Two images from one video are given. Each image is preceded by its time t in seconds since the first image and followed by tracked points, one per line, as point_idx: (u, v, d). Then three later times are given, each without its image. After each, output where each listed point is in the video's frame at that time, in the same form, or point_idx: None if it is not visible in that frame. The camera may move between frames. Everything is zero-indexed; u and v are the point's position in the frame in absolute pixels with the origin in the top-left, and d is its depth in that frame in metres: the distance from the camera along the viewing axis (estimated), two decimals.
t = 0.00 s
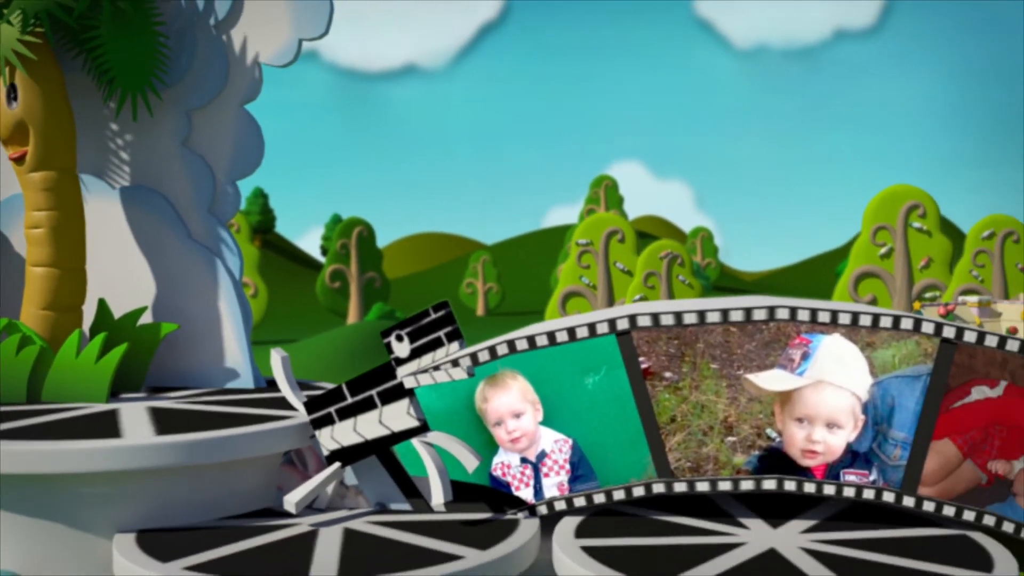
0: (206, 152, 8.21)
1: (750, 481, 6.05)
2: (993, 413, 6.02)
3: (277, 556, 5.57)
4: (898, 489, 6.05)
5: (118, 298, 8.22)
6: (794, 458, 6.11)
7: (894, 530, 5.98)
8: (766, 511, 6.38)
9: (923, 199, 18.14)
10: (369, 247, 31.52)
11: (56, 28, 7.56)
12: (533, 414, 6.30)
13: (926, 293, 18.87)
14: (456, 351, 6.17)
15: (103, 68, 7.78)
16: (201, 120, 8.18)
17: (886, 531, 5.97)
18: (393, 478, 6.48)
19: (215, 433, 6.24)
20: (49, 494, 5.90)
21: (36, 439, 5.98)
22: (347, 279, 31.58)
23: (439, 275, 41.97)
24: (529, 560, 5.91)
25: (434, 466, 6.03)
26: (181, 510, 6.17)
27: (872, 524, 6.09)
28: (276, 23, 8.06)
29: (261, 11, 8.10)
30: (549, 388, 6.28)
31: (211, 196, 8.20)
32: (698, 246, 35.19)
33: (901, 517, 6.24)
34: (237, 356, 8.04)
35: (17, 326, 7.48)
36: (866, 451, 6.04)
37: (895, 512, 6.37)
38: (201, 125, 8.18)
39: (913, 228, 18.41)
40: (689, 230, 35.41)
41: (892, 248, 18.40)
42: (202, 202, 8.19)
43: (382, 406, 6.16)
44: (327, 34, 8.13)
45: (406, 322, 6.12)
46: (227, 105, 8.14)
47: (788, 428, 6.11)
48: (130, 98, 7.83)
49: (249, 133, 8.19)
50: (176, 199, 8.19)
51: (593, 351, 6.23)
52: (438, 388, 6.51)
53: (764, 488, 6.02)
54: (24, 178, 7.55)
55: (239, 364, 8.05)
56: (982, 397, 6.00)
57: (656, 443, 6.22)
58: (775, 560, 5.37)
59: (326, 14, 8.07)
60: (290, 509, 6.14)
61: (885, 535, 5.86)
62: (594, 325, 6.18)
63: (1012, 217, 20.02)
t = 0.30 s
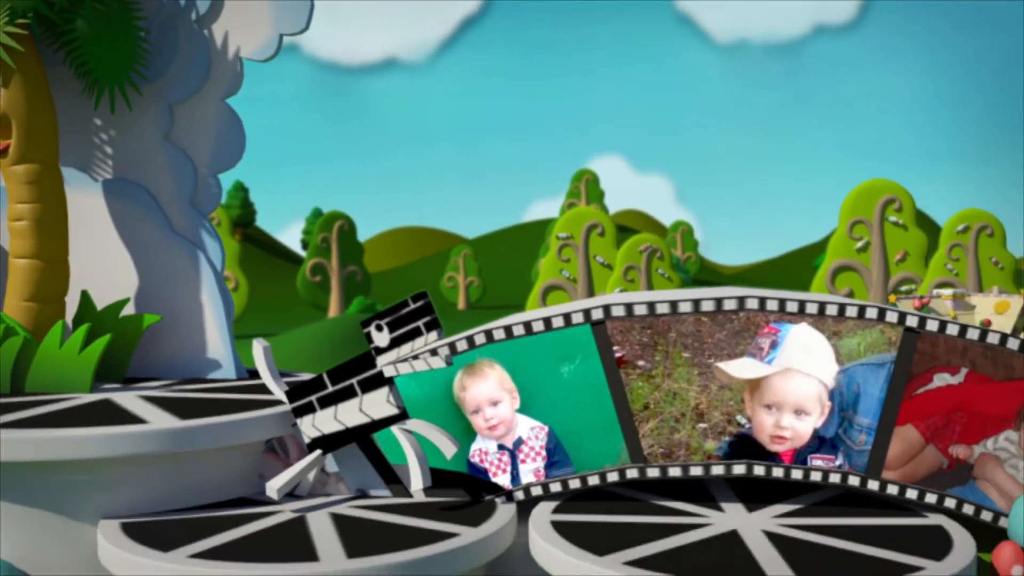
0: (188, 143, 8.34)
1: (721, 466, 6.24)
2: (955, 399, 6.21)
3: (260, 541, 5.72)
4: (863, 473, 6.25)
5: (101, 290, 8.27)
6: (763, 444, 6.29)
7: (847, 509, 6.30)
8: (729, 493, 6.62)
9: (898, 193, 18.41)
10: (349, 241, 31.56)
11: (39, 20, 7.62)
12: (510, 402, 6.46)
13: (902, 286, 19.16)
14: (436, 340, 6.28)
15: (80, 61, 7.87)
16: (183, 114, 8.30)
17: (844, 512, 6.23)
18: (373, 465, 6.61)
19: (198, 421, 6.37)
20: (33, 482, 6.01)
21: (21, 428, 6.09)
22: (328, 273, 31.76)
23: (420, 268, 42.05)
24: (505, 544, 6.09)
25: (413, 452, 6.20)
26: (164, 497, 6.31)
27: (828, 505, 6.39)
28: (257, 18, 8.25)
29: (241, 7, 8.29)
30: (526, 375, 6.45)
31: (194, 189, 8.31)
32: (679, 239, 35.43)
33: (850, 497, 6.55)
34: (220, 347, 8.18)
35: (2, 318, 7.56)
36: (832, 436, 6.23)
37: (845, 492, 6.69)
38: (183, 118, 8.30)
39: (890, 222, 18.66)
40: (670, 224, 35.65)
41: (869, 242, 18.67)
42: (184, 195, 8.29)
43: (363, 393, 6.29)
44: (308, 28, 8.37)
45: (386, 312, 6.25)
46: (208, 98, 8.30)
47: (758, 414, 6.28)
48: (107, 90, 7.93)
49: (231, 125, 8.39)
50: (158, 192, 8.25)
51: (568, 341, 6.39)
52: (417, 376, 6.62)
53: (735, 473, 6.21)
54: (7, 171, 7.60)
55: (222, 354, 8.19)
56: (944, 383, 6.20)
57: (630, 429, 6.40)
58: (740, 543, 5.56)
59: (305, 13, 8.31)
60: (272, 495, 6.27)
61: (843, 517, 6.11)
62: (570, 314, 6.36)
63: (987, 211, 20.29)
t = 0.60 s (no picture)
0: (168, 136, 8.48)
1: (692, 451, 6.44)
2: (917, 386, 6.48)
3: (246, 525, 5.88)
4: (829, 457, 6.47)
5: (83, 283, 8.35)
6: (732, 429, 6.50)
7: (810, 490, 6.50)
8: (704, 476, 6.82)
9: (870, 187, 18.76)
10: (326, 235, 31.60)
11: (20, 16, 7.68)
12: (488, 389, 6.63)
13: (873, 280, 19.50)
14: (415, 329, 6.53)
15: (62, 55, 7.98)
16: (163, 106, 8.43)
17: (808, 493, 6.45)
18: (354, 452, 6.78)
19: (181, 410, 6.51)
20: (20, 469, 6.13)
21: (7, 416, 6.20)
22: (305, 267, 31.73)
23: (398, 262, 42.12)
24: (483, 528, 6.26)
25: (394, 440, 6.34)
26: (149, 483, 6.44)
27: (804, 487, 6.58)
28: (237, 13, 8.40)
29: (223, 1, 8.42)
30: (501, 363, 6.62)
31: (175, 181, 8.44)
32: (655, 233, 35.70)
33: (811, 479, 6.75)
34: (202, 339, 8.32)
35: None
36: (799, 422, 6.46)
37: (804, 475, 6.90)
38: (164, 111, 8.44)
39: (862, 216, 18.99)
40: (647, 218, 35.92)
41: (842, 236, 18.98)
42: (166, 187, 8.43)
43: (344, 381, 6.46)
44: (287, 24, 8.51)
45: (366, 302, 6.44)
46: (189, 92, 8.45)
47: (728, 401, 6.50)
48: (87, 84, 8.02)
49: (212, 119, 8.55)
50: (139, 185, 8.38)
51: (544, 330, 6.58)
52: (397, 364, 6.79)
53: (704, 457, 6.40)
54: None
55: (204, 345, 8.33)
56: (906, 370, 6.45)
57: (604, 416, 6.59)
58: (711, 525, 5.77)
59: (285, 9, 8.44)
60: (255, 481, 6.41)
61: (809, 498, 6.32)
62: (546, 304, 6.54)
63: (956, 205, 20.68)
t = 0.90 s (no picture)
0: (154, 130, 8.59)
1: (670, 439, 6.65)
2: (888, 375, 6.68)
3: (236, 512, 6.01)
4: (802, 444, 6.68)
5: (69, 277, 8.45)
6: (709, 417, 6.70)
7: (783, 477, 6.70)
8: (697, 464, 7.05)
9: (846, 183, 19.01)
10: (305, 229, 31.63)
11: (11, 14, 7.74)
12: (471, 379, 6.80)
13: (848, 273, 19.82)
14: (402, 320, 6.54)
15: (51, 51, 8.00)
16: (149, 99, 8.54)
17: (782, 480, 6.65)
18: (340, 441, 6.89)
19: (170, 401, 6.63)
20: (11, 459, 6.22)
21: None
22: (283, 262, 31.74)
23: (377, 257, 42.17)
24: (467, 515, 6.42)
25: (380, 430, 6.49)
26: (139, 473, 6.56)
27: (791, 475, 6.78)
28: (225, 9, 8.44)
29: None
30: (484, 354, 6.78)
31: (160, 175, 8.55)
32: (633, 228, 35.96)
33: (803, 468, 7.00)
34: (187, 331, 8.41)
35: None
36: (774, 410, 6.66)
37: (794, 464, 7.14)
38: (150, 106, 8.57)
39: (838, 211, 19.26)
40: (626, 213, 36.19)
41: (817, 230, 19.26)
42: (151, 181, 8.53)
43: (331, 372, 6.61)
44: (271, 22, 8.74)
45: (352, 294, 6.49)
46: (175, 88, 8.57)
47: (705, 389, 6.69)
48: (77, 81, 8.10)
49: (197, 114, 8.68)
50: (126, 180, 8.48)
51: (526, 321, 6.74)
52: (382, 356, 6.93)
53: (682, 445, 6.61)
54: None
55: (189, 337, 8.41)
56: (877, 359, 6.66)
57: (585, 405, 6.77)
58: (688, 510, 5.95)
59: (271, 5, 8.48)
60: (242, 469, 6.52)
61: (781, 484, 6.54)
62: (528, 297, 6.70)
63: (931, 201, 20.98)
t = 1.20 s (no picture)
0: (140, 125, 8.96)
1: (649, 426, 6.82)
2: (858, 363, 6.94)
3: (228, 498, 6.15)
4: (776, 430, 6.90)
5: (56, 269, 8.52)
6: (687, 405, 6.91)
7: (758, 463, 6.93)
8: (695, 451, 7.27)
9: (817, 179, 19.35)
10: (280, 224, 31.61)
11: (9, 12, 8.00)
12: (456, 369, 6.97)
13: (820, 268, 20.16)
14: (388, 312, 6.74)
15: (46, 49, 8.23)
16: (133, 96, 8.86)
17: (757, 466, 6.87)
18: (327, 429, 7.09)
19: (161, 391, 6.76)
20: (5, 448, 6.33)
21: None
22: (258, 257, 31.68)
23: (352, 252, 42.15)
24: (453, 501, 6.58)
25: (367, 418, 6.64)
26: (130, 462, 6.68)
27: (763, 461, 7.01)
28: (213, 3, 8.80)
29: None
30: (469, 345, 6.96)
31: (146, 168, 8.82)
32: (608, 224, 36.21)
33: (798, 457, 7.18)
34: (174, 323, 8.62)
35: None
36: (749, 398, 6.88)
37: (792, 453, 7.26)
38: (137, 100, 8.91)
39: (810, 206, 19.60)
40: (601, 208, 36.43)
41: (790, 226, 19.58)
42: (138, 174, 8.81)
43: (319, 362, 6.76)
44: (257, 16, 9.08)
45: (339, 287, 6.68)
46: (160, 85, 8.94)
47: (682, 378, 6.90)
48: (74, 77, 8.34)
49: (181, 111, 9.12)
50: (112, 174, 8.72)
51: (510, 313, 6.93)
52: (368, 347, 7.10)
53: (661, 431, 6.78)
54: None
55: (175, 330, 8.62)
56: (847, 348, 6.91)
57: (566, 393, 6.97)
58: (667, 493, 6.17)
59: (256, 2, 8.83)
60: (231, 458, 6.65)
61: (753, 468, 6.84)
62: (511, 288, 6.89)
63: (899, 196, 21.40)
